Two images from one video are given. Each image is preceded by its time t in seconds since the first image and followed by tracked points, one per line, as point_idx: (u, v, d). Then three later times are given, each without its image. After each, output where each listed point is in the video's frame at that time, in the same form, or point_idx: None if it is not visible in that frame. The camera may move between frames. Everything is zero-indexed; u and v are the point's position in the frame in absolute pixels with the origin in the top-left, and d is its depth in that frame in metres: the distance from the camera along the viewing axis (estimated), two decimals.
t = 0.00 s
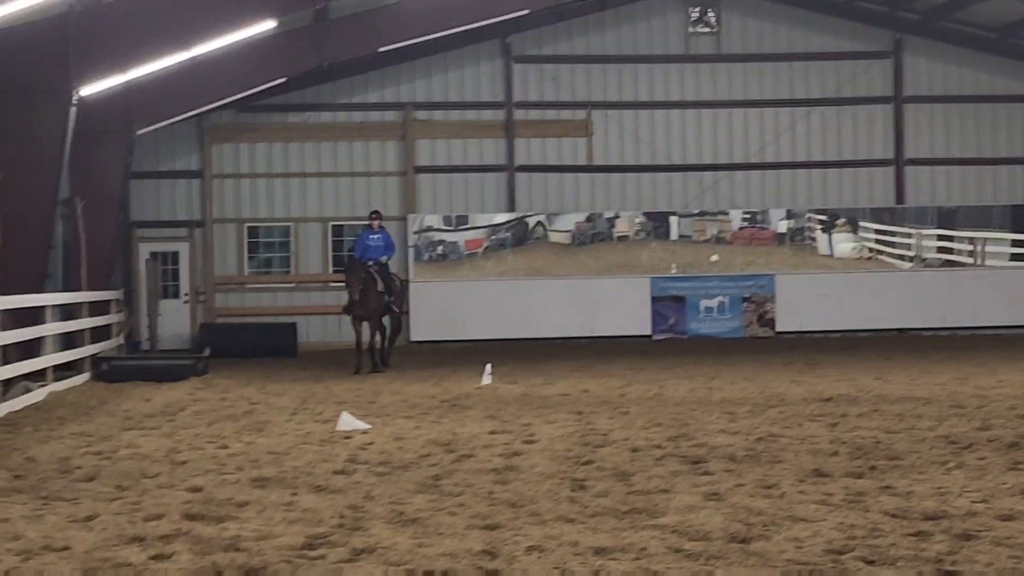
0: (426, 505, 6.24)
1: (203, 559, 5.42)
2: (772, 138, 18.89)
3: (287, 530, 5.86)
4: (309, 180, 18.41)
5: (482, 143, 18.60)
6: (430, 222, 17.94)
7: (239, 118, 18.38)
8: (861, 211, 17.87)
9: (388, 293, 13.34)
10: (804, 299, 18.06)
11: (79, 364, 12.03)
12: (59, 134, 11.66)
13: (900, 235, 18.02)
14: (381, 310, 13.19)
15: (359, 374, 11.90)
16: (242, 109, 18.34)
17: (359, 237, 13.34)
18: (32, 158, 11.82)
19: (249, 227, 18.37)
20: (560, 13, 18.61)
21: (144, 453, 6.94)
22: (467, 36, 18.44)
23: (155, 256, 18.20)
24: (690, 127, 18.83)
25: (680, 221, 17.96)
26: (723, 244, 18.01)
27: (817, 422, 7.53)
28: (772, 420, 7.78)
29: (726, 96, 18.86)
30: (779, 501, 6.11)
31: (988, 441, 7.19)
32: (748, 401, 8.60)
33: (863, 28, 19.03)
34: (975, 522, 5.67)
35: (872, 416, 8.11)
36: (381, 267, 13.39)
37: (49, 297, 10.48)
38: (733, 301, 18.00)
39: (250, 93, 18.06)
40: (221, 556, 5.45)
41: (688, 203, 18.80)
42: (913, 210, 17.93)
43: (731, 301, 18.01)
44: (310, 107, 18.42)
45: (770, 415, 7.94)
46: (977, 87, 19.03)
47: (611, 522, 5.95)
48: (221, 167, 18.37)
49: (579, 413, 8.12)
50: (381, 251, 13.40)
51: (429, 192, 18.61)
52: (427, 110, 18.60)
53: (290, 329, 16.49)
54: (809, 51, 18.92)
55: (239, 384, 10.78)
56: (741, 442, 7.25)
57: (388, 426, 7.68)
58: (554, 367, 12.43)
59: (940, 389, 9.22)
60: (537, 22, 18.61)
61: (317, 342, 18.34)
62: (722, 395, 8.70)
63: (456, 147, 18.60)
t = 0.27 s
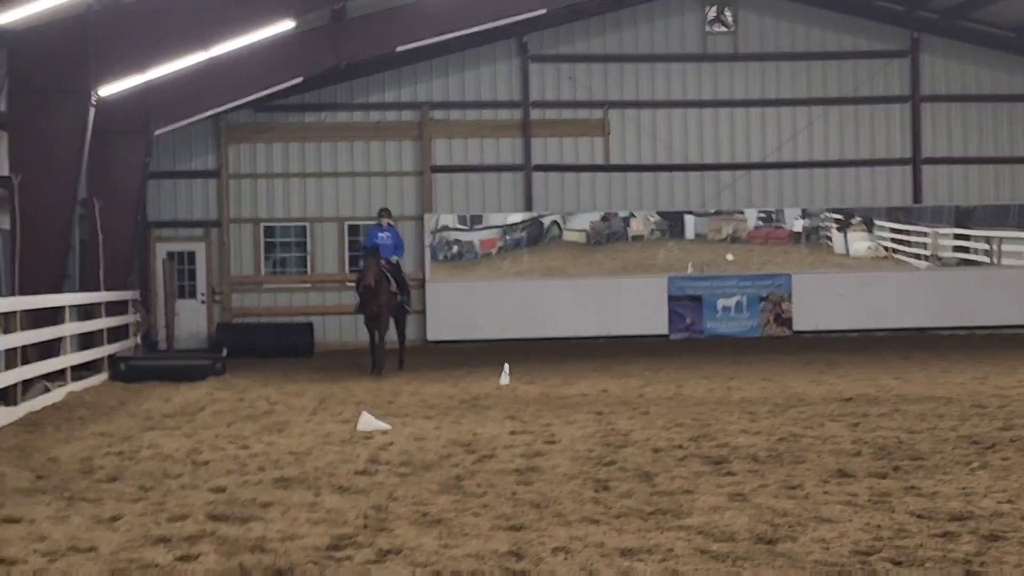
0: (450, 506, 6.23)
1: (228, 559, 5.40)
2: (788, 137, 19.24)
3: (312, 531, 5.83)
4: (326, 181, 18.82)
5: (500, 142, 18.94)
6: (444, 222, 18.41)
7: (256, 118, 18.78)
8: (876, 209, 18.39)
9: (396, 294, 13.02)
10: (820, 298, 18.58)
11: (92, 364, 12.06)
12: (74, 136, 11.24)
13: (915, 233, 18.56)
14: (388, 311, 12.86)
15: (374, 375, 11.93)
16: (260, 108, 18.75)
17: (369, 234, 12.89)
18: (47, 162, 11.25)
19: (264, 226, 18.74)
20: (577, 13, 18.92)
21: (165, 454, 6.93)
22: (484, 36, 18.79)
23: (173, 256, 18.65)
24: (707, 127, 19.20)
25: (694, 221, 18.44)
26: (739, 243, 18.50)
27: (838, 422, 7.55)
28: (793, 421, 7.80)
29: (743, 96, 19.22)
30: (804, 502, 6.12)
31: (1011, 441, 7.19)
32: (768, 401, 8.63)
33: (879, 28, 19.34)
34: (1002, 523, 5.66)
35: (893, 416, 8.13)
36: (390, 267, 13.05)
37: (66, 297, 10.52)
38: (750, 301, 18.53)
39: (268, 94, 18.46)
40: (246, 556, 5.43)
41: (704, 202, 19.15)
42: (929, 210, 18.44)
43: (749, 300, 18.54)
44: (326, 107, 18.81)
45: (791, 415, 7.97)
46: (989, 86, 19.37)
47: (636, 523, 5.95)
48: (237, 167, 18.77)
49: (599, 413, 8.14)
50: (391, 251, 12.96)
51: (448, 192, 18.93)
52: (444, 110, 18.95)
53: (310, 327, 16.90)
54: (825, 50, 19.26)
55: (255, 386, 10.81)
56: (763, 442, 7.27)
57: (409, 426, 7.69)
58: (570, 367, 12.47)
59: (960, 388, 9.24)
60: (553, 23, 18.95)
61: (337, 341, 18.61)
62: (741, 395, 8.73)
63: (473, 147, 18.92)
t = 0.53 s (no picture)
0: (472, 510, 6.24)
1: (252, 564, 5.39)
2: (799, 140, 19.35)
3: (335, 535, 5.82)
4: (338, 184, 18.77)
5: (510, 145, 19.00)
6: (454, 226, 18.43)
7: (268, 122, 18.76)
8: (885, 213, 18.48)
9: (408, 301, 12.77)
10: (831, 301, 18.64)
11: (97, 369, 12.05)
12: (93, 129, 11.69)
13: (923, 237, 18.64)
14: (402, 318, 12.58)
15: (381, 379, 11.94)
16: (271, 112, 18.72)
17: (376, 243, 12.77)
18: (66, 155, 11.69)
19: (276, 229, 18.67)
20: (588, 16, 18.99)
21: (183, 457, 6.93)
22: (496, 39, 18.85)
23: (184, 259, 18.53)
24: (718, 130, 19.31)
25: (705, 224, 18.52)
26: (749, 246, 18.58)
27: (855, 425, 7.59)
28: (808, 424, 7.84)
29: (754, 99, 19.32)
30: (825, 505, 6.16)
31: None
32: (783, 404, 8.67)
33: (890, 31, 19.49)
34: None
35: (908, 419, 8.17)
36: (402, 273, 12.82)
37: (80, 301, 10.54)
38: (761, 304, 18.53)
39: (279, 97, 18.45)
40: (269, 561, 5.42)
41: (715, 205, 19.24)
42: (938, 213, 18.60)
43: (760, 304, 18.53)
44: (336, 110, 18.81)
45: (807, 418, 8.01)
46: (998, 89, 19.52)
47: (658, 526, 5.97)
48: (249, 171, 18.72)
49: (614, 416, 8.18)
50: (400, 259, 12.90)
51: (459, 195, 18.97)
52: (455, 113, 19.00)
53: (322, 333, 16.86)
54: (835, 53, 19.40)
55: (264, 390, 10.81)
56: (781, 445, 7.30)
57: (426, 430, 7.70)
58: (580, 370, 12.50)
59: (973, 391, 9.30)
60: (564, 26, 19.01)
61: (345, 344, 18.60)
62: (755, 398, 8.77)
63: (484, 150, 18.99)
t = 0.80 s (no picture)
0: (489, 512, 6.22)
1: (270, 566, 5.35)
2: (808, 143, 19.45)
3: (353, 537, 5.78)
4: (346, 187, 18.78)
5: (520, 149, 19.04)
6: (462, 229, 18.48)
7: (277, 125, 18.77)
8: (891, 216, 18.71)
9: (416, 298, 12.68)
10: (840, 304, 18.83)
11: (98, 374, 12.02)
12: (103, 134, 11.62)
13: (931, 239, 18.88)
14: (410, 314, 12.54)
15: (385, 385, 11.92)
16: (280, 116, 18.73)
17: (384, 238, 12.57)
18: (77, 159, 11.63)
19: (284, 233, 18.67)
20: (597, 20, 19.06)
21: (197, 460, 6.89)
22: (506, 42, 18.89)
23: (193, 263, 18.52)
24: (727, 133, 19.39)
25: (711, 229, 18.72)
26: (756, 249, 18.81)
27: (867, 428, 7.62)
28: (821, 426, 7.86)
29: (763, 102, 19.42)
30: (842, 507, 6.16)
31: None
32: (794, 407, 8.70)
33: (898, 34, 19.63)
34: None
35: (920, 422, 8.20)
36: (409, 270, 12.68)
37: (89, 306, 10.54)
38: (770, 306, 18.78)
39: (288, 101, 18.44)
40: (287, 562, 5.38)
41: (724, 208, 19.30)
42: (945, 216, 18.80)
43: (769, 306, 18.78)
44: (345, 113, 18.82)
45: (819, 420, 8.03)
46: (1006, 92, 19.68)
47: (677, 528, 5.96)
48: (258, 175, 18.69)
49: (626, 419, 8.19)
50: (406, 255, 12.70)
51: (468, 198, 19.00)
52: (464, 116, 19.02)
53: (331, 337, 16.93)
54: (843, 57, 19.51)
55: (271, 395, 10.79)
56: (794, 447, 7.32)
57: (439, 433, 7.69)
58: (587, 375, 12.52)
59: (983, 394, 9.34)
60: (573, 29, 19.08)
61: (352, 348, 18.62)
62: (766, 402, 8.80)
63: (493, 154, 19.01)
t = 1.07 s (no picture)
0: (501, 513, 6.19)
1: (282, 567, 5.32)
2: (814, 146, 19.51)
3: (365, 538, 5.75)
4: (352, 188, 18.79)
5: (526, 150, 19.08)
6: (467, 231, 18.48)
7: (284, 127, 18.80)
8: (897, 218, 18.80)
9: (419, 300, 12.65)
10: (846, 306, 18.88)
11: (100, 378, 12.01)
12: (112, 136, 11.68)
13: (936, 241, 18.96)
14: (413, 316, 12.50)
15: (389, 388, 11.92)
16: (287, 117, 18.76)
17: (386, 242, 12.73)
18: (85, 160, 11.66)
19: (291, 235, 18.69)
20: (605, 21, 19.11)
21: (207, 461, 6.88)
22: (514, 44, 18.93)
23: (200, 265, 18.56)
24: (734, 135, 19.45)
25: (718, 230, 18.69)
26: (761, 251, 18.80)
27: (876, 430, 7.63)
28: (829, 428, 7.88)
29: (769, 104, 19.48)
30: (854, 508, 6.16)
31: None
32: (802, 410, 8.72)
33: (904, 36, 19.68)
34: None
35: (929, 424, 8.22)
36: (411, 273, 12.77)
37: (94, 309, 10.57)
38: (776, 309, 18.78)
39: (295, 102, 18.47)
40: (300, 562, 5.34)
41: (730, 210, 19.37)
42: (951, 219, 18.90)
43: (775, 308, 18.78)
44: (351, 115, 18.86)
45: (827, 422, 8.05)
46: (1012, 95, 19.78)
47: (689, 528, 5.95)
48: (265, 176, 18.72)
49: (635, 421, 8.20)
50: (409, 259, 12.88)
51: (474, 201, 19.03)
52: (471, 118, 19.05)
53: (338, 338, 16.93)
54: (849, 59, 19.58)
55: (276, 398, 10.79)
56: (803, 449, 7.33)
57: (448, 435, 7.68)
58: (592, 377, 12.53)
59: (990, 397, 9.37)
60: (580, 31, 19.13)
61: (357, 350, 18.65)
62: (774, 404, 8.81)
63: (500, 155, 19.05)
